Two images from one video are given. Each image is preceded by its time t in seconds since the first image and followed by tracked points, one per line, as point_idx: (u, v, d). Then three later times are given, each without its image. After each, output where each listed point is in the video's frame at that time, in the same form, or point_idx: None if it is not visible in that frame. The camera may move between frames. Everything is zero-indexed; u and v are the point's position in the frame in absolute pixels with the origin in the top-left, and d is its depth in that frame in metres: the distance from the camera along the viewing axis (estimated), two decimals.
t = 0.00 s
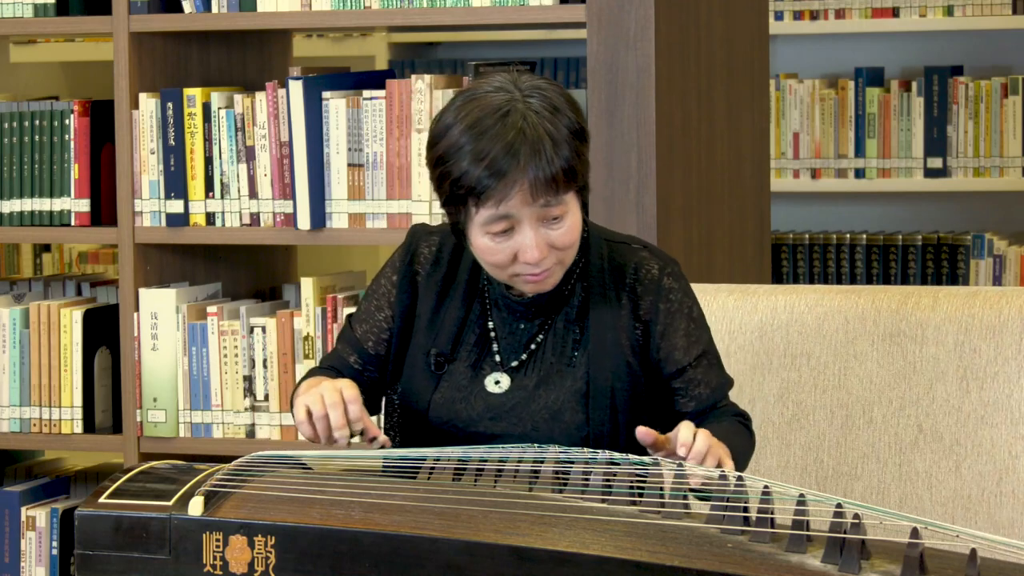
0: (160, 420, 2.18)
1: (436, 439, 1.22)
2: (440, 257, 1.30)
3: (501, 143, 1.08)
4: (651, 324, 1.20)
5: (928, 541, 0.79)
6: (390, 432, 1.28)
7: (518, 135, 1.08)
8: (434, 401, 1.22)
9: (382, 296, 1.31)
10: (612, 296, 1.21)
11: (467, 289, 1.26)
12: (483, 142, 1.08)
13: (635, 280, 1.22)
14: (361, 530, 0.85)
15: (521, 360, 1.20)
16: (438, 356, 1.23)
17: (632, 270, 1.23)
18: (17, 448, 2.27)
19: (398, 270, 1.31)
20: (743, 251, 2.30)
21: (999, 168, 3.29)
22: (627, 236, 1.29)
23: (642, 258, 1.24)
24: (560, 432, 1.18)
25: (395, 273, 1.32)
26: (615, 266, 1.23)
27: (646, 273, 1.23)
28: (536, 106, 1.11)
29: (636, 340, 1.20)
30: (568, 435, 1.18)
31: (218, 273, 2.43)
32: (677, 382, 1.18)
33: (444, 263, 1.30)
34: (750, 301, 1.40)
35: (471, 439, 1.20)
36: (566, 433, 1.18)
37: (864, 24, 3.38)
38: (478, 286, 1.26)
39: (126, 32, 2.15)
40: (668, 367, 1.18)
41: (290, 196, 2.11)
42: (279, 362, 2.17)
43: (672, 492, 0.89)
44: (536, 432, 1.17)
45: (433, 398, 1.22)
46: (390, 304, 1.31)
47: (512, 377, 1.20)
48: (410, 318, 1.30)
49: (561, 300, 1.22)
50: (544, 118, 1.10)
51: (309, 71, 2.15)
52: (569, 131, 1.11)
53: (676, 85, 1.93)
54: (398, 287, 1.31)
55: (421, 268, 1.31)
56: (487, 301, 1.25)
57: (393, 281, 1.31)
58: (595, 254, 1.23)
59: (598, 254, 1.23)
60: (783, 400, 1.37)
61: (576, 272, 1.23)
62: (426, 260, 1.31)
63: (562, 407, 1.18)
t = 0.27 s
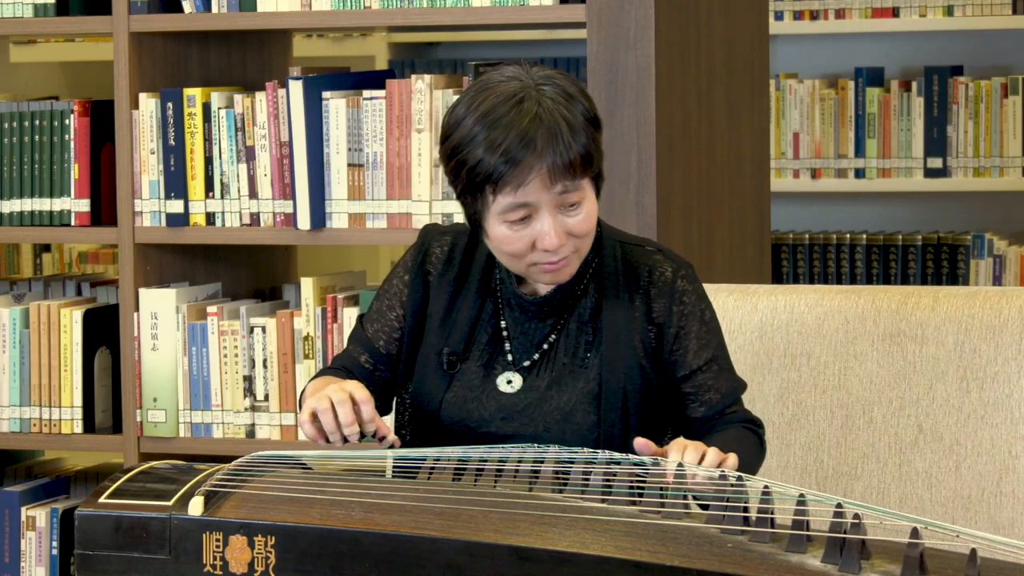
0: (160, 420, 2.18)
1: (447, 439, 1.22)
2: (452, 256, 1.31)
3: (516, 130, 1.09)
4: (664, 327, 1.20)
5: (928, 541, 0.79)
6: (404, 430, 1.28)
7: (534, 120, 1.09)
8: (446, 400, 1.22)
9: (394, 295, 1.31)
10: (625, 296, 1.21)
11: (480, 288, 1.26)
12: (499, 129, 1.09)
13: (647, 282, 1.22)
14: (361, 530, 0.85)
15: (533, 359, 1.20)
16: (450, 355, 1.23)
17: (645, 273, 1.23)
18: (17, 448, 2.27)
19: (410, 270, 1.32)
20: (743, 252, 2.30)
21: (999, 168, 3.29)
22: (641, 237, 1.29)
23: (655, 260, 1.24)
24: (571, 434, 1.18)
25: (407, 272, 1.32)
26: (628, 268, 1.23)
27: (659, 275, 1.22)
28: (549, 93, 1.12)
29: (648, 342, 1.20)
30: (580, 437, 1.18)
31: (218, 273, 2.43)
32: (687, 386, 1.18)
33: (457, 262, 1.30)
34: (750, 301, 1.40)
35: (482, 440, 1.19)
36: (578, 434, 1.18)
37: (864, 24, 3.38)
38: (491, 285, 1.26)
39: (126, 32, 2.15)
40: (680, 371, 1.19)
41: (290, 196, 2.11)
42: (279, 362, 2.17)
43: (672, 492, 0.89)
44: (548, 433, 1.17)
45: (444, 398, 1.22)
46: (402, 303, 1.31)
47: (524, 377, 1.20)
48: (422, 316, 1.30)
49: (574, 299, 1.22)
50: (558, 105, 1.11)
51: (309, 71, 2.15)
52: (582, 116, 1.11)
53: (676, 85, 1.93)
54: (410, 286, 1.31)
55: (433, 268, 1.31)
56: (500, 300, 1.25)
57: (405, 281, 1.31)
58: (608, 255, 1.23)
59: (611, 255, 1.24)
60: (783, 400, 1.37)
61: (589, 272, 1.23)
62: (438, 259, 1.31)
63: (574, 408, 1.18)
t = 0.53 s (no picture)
0: (160, 420, 2.18)
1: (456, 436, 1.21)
2: (458, 253, 1.30)
3: (527, 110, 1.10)
4: (673, 318, 1.20)
5: (928, 541, 0.79)
6: (406, 429, 1.26)
7: (546, 101, 1.10)
8: (454, 397, 1.21)
9: (399, 291, 1.31)
10: (633, 288, 1.21)
11: (487, 284, 1.26)
12: (510, 110, 1.10)
13: (654, 275, 1.22)
14: (361, 530, 0.85)
15: (542, 353, 1.20)
16: (459, 351, 1.23)
17: (652, 266, 1.22)
18: (16, 448, 2.27)
19: (415, 267, 1.31)
20: (743, 252, 2.30)
21: (999, 168, 3.29)
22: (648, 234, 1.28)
23: (662, 254, 1.24)
24: (581, 427, 1.17)
25: (412, 268, 1.31)
26: (635, 262, 1.23)
27: (666, 267, 1.22)
28: (558, 78, 1.13)
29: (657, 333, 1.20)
30: (590, 429, 1.17)
31: (218, 274, 2.43)
32: (705, 373, 1.16)
33: (464, 259, 1.29)
34: (750, 301, 1.40)
35: (492, 436, 1.18)
36: (587, 427, 1.17)
37: (864, 24, 3.37)
38: (499, 280, 1.26)
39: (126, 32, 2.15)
40: (695, 359, 1.18)
41: (290, 196, 2.11)
42: (279, 362, 2.17)
43: (671, 492, 0.89)
44: (558, 426, 1.16)
45: (453, 394, 1.21)
46: (407, 299, 1.30)
47: (533, 371, 1.19)
48: (428, 314, 1.29)
49: (582, 293, 1.22)
50: (567, 88, 1.12)
51: (309, 71, 2.15)
52: (592, 101, 1.13)
53: (676, 85, 1.93)
54: (416, 283, 1.30)
55: (439, 265, 1.30)
56: (507, 295, 1.25)
57: (410, 277, 1.31)
58: (615, 250, 1.23)
59: (618, 250, 1.23)
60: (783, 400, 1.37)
61: (597, 267, 1.22)
62: (444, 258, 1.31)
63: (583, 400, 1.17)
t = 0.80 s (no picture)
0: (160, 420, 2.18)
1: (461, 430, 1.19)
2: (461, 250, 1.29)
3: (521, 85, 1.10)
4: (678, 311, 1.19)
5: (928, 541, 0.79)
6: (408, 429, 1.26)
7: (539, 80, 1.11)
8: (457, 390, 1.20)
9: (401, 285, 1.30)
10: (636, 281, 1.20)
11: (490, 278, 1.25)
12: (504, 85, 1.11)
13: (658, 268, 1.21)
14: (361, 530, 0.85)
15: (544, 347, 1.18)
16: (462, 345, 1.21)
17: (655, 260, 1.22)
18: (16, 448, 2.27)
19: (418, 262, 1.30)
20: (743, 251, 2.30)
21: (999, 168, 3.29)
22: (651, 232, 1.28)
23: (665, 248, 1.23)
24: (584, 420, 1.15)
25: (415, 263, 1.30)
26: (639, 257, 1.22)
27: (669, 261, 1.22)
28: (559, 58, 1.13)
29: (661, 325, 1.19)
30: (593, 422, 1.15)
31: (218, 274, 2.43)
32: (717, 357, 1.15)
33: (466, 255, 1.28)
34: (750, 301, 1.40)
35: (498, 428, 1.17)
36: (590, 419, 1.15)
37: (864, 24, 3.38)
38: (501, 274, 1.25)
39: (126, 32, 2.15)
40: (707, 348, 1.16)
41: (290, 196, 2.11)
42: (279, 362, 2.17)
43: (671, 492, 0.89)
44: (560, 419, 1.15)
45: (456, 387, 1.20)
46: (408, 293, 1.29)
47: (535, 365, 1.17)
48: (430, 308, 1.28)
49: (584, 286, 1.21)
50: (566, 68, 1.12)
51: (309, 71, 2.15)
52: (592, 85, 1.13)
53: (676, 83, 1.93)
54: (418, 278, 1.29)
55: (441, 261, 1.29)
56: (509, 289, 1.23)
57: (412, 272, 1.30)
58: (618, 244, 1.23)
59: (621, 246, 1.23)
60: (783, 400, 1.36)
61: (599, 262, 1.22)
62: (446, 255, 1.30)
63: (586, 393, 1.16)
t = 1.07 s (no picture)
0: (160, 420, 2.18)
1: (456, 425, 1.20)
2: (460, 248, 1.29)
3: (519, 61, 1.13)
4: (674, 311, 1.18)
5: (928, 541, 0.79)
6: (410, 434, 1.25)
7: (538, 58, 1.13)
8: (457, 383, 1.20)
9: (401, 286, 1.29)
10: (637, 277, 1.20)
11: (490, 273, 1.24)
12: (504, 61, 1.14)
13: (657, 265, 1.20)
14: (361, 530, 0.85)
15: (543, 340, 1.18)
16: (461, 338, 1.22)
17: (655, 257, 1.21)
18: (16, 448, 2.27)
19: (417, 262, 1.30)
20: (743, 251, 2.30)
21: (998, 168, 3.29)
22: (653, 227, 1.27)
23: (665, 245, 1.22)
24: (582, 414, 1.16)
25: (415, 263, 1.30)
26: (639, 252, 1.21)
27: (669, 259, 1.20)
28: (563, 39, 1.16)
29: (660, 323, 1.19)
30: (591, 416, 1.16)
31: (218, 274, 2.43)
32: (694, 371, 1.16)
33: (466, 252, 1.28)
34: (750, 301, 1.40)
35: (496, 422, 1.17)
36: (588, 413, 1.15)
37: (864, 24, 3.37)
38: (502, 270, 1.25)
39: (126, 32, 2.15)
40: (689, 354, 1.17)
41: (289, 196, 2.11)
42: (279, 362, 2.17)
43: (671, 492, 0.89)
44: (558, 413, 1.15)
45: (456, 381, 1.20)
46: (409, 294, 1.29)
47: (534, 358, 1.17)
48: (430, 307, 1.28)
49: (585, 279, 1.21)
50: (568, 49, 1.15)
51: (309, 71, 2.15)
52: (596, 67, 1.15)
53: (676, 84, 1.93)
54: (417, 278, 1.29)
55: (441, 259, 1.29)
56: (509, 283, 1.23)
57: (412, 272, 1.30)
58: (619, 239, 1.22)
59: (621, 243, 1.22)
60: (783, 400, 1.36)
61: (600, 255, 1.21)
62: (446, 253, 1.29)
63: (585, 386, 1.16)
